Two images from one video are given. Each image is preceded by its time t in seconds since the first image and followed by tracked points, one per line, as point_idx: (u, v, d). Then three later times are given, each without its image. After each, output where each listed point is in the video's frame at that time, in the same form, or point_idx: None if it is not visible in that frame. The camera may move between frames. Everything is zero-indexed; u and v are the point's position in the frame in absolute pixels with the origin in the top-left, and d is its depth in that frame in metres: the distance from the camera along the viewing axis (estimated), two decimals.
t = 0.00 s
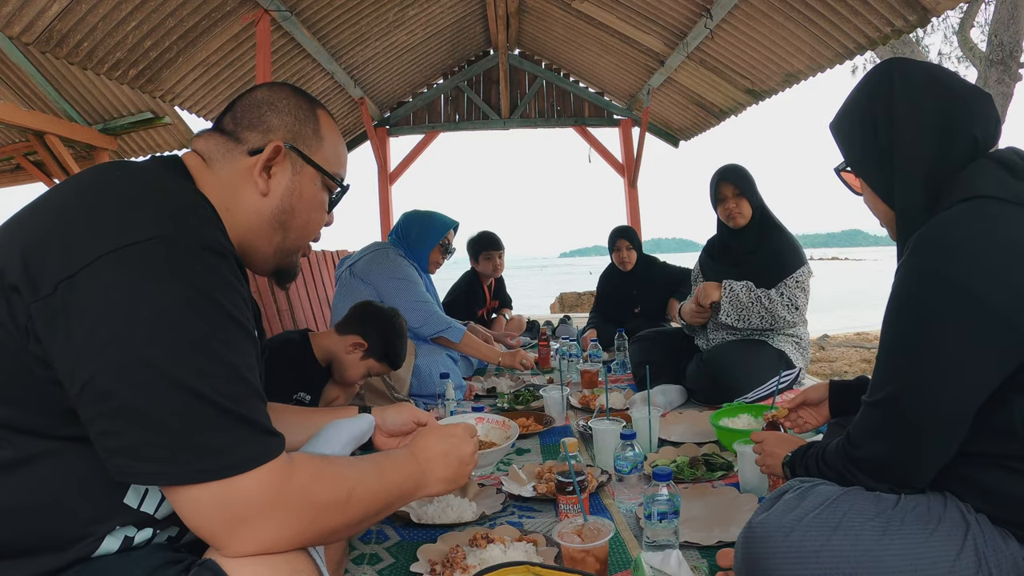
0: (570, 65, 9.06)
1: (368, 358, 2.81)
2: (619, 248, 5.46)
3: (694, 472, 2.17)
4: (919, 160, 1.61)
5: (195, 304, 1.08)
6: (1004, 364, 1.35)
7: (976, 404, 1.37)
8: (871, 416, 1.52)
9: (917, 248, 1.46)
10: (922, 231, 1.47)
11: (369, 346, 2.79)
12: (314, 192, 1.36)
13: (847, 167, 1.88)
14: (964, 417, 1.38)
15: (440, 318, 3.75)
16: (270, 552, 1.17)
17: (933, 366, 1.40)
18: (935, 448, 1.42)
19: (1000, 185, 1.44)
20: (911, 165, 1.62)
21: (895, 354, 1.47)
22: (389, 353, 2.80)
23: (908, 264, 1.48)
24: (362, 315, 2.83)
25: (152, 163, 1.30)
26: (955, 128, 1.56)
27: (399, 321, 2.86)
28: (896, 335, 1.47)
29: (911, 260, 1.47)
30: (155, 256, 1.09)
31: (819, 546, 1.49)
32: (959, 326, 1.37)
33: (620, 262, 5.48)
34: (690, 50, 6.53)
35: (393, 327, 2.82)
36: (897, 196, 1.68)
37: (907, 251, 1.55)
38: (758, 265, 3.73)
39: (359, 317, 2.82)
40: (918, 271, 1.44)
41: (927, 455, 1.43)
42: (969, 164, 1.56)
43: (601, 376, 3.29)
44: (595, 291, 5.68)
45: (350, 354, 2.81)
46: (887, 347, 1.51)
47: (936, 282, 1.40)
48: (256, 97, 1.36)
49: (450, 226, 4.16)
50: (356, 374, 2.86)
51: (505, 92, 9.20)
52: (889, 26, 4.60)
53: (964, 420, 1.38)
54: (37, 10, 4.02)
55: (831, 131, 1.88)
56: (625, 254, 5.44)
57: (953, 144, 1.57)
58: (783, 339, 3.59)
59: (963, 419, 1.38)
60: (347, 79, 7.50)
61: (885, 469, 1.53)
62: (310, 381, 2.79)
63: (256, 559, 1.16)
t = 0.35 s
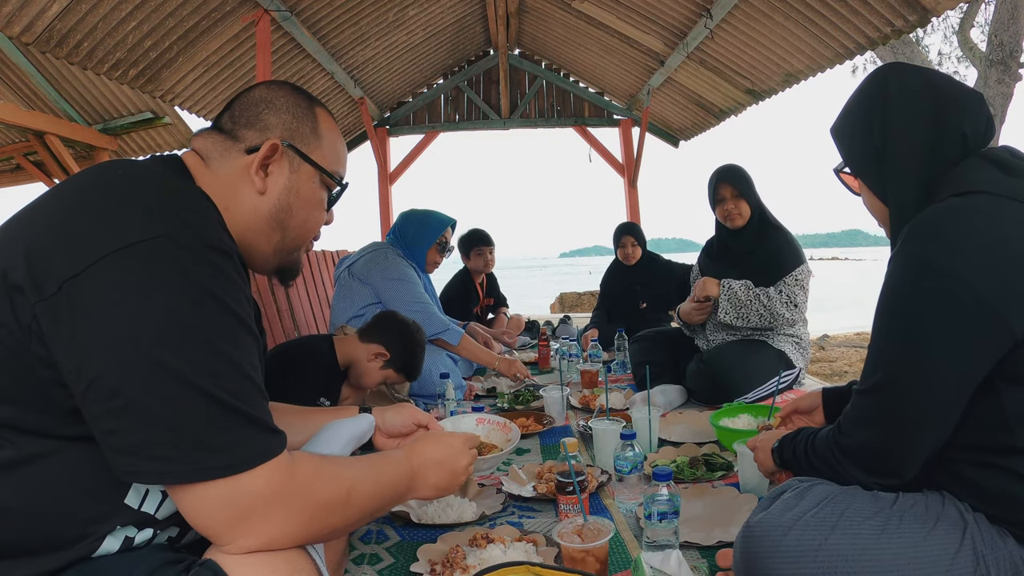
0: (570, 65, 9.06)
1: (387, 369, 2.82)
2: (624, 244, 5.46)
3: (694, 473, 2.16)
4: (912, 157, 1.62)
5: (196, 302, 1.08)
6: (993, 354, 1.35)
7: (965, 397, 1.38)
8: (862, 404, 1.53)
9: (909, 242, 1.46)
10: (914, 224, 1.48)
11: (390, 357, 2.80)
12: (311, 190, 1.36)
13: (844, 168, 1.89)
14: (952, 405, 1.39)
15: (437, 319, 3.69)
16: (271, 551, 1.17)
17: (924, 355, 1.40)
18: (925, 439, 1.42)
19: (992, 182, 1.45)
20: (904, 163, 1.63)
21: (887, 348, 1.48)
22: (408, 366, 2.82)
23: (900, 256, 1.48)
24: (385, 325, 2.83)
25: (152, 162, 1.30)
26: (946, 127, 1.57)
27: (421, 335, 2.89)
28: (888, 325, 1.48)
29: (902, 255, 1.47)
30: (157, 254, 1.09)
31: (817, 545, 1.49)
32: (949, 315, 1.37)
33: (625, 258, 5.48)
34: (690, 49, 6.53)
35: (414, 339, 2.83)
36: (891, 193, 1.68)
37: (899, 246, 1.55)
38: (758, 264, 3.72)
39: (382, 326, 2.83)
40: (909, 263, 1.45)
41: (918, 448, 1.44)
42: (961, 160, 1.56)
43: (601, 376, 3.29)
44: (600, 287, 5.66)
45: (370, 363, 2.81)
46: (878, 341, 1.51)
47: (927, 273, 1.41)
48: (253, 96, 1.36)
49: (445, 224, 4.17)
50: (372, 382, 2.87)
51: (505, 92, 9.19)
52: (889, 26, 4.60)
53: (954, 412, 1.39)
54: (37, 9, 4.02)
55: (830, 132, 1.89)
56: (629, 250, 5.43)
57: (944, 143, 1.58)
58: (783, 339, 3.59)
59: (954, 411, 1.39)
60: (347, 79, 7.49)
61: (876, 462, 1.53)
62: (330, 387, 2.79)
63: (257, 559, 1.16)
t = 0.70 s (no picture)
0: (570, 65, 9.06)
1: (386, 371, 2.79)
2: (627, 242, 5.46)
3: (694, 472, 2.17)
4: (911, 157, 1.63)
5: (197, 302, 1.08)
6: (987, 347, 1.35)
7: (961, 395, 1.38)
8: (856, 395, 1.53)
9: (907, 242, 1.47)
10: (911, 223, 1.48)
11: (390, 359, 2.77)
12: (311, 190, 1.36)
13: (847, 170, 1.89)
14: (943, 397, 1.40)
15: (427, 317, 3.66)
16: (271, 551, 1.17)
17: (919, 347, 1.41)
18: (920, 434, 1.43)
19: (991, 180, 1.44)
20: (904, 163, 1.64)
21: (883, 347, 1.48)
22: (408, 369, 2.78)
23: (897, 256, 1.49)
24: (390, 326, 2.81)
25: (152, 163, 1.30)
26: (945, 125, 1.57)
27: (421, 337, 2.84)
28: (884, 318, 1.49)
29: (900, 255, 1.48)
30: (159, 255, 1.09)
31: (817, 545, 1.49)
32: (944, 308, 1.37)
33: (628, 257, 5.49)
34: (690, 49, 6.53)
35: (415, 342, 2.79)
36: (892, 192, 1.68)
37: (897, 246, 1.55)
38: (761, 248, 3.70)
39: (387, 327, 2.81)
40: (906, 256, 1.45)
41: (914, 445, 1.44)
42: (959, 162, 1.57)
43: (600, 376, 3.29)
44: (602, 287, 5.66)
45: (370, 363, 2.80)
46: (875, 340, 1.51)
47: (923, 266, 1.41)
48: (254, 95, 1.37)
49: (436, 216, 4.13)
50: (372, 383, 2.85)
51: (505, 92, 9.19)
52: (889, 25, 4.60)
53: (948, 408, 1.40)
54: (37, 10, 4.02)
55: (836, 134, 1.90)
56: (633, 249, 5.44)
57: (943, 142, 1.58)
58: (782, 339, 3.57)
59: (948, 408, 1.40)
60: (347, 79, 7.49)
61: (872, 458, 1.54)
62: (332, 387, 2.80)
63: (257, 558, 1.16)
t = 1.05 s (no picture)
0: (570, 65, 9.06)
1: (367, 356, 2.83)
2: (630, 241, 5.45)
3: (694, 473, 2.17)
4: (916, 159, 1.63)
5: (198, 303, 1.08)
6: (988, 350, 1.35)
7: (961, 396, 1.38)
8: (856, 394, 1.54)
9: (908, 245, 1.47)
10: (912, 226, 1.48)
11: (367, 344, 2.80)
12: (313, 193, 1.36)
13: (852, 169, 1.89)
14: (945, 400, 1.40)
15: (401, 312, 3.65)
16: (271, 552, 1.17)
17: (919, 345, 1.41)
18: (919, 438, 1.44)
19: (993, 181, 1.45)
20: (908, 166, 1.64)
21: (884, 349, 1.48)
22: (388, 352, 2.82)
23: (899, 260, 1.49)
24: (365, 313, 2.84)
25: (153, 164, 1.30)
26: (950, 127, 1.58)
27: (401, 320, 2.89)
28: (886, 321, 1.49)
29: (902, 256, 1.48)
30: (161, 257, 1.09)
31: (817, 545, 1.49)
32: (945, 307, 1.38)
33: (631, 255, 5.47)
34: (690, 49, 6.53)
35: (393, 326, 2.84)
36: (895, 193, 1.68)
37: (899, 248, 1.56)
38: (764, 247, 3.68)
39: (362, 315, 2.83)
40: (908, 255, 1.46)
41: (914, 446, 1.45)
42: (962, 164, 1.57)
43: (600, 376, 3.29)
44: (605, 287, 5.66)
45: (348, 352, 2.82)
46: (876, 343, 1.52)
47: (926, 268, 1.41)
48: (256, 97, 1.37)
49: (415, 205, 4.10)
50: (355, 372, 2.87)
51: (505, 92, 9.19)
52: (889, 25, 4.60)
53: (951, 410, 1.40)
54: (37, 10, 4.02)
55: (840, 135, 1.91)
56: (636, 247, 5.43)
57: (947, 141, 1.59)
58: (782, 338, 3.57)
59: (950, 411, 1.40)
60: (347, 79, 7.50)
61: (870, 456, 1.54)
62: (314, 381, 2.77)
63: (259, 559, 1.16)
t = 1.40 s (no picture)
0: (570, 65, 9.06)
1: (351, 349, 2.80)
2: (629, 240, 5.45)
3: (694, 473, 2.17)
4: (914, 161, 1.63)
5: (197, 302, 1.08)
6: (988, 351, 1.35)
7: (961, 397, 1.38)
8: (857, 406, 1.54)
9: (908, 248, 1.47)
10: (912, 229, 1.49)
11: (348, 337, 2.78)
12: (311, 191, 1.36)
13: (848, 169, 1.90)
14: (944, 402, 1.40)
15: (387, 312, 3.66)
16: (271, 551, 1.17)
17: (919, 347, 1.41)
18: (918, 440, 1.44)
19: (993, 184, 1.45)
20: (906, 168, 1.64)
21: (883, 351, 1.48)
22: (370, 342, 2.78)
23: (897, 263, 1.49)
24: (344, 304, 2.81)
25: (153, 163, 1.30)
26: (948, 130, 1.58)
27: (379, 308, 2.84)
28: (885, 323, 1.48)
29: (901, 258, 1.48)
30: (161, 256, 1.09)
31: (818, 545, 1.48)
32: (945, 308, 1.38)
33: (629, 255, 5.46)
34: (690, 49, 6.53)
35: (371, 315, 2.79)
36: (894, 195, 1.68)
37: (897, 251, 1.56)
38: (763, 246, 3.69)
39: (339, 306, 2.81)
40: (906, 265, 1.46)
41: (914, 447, 1.44)
42: (960, 166, 1.57)
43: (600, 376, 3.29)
44: (606, 287, 5.67)
45: (331, 347, 2.81)
46: (875, 345, 1.52)
47: (926, 273, 1.41)
48: (254, 96, 1.37)
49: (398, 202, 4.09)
50: (343, 367, 2.87)
51: (505, 92, 9.19)
52: (889, 25, 4.60)
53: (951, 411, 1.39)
54: (37, 9, 4.02)
55: (836, 135, 1.91)
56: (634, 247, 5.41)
57: (946, 144, 1.59)
58: (781, 338, 3.56)
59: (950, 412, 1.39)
60: (347, 79, 7.49)
61: (868, 461, 1.55)
62: (302, 377, 2.81)
63: (259, 558, 1.16)
